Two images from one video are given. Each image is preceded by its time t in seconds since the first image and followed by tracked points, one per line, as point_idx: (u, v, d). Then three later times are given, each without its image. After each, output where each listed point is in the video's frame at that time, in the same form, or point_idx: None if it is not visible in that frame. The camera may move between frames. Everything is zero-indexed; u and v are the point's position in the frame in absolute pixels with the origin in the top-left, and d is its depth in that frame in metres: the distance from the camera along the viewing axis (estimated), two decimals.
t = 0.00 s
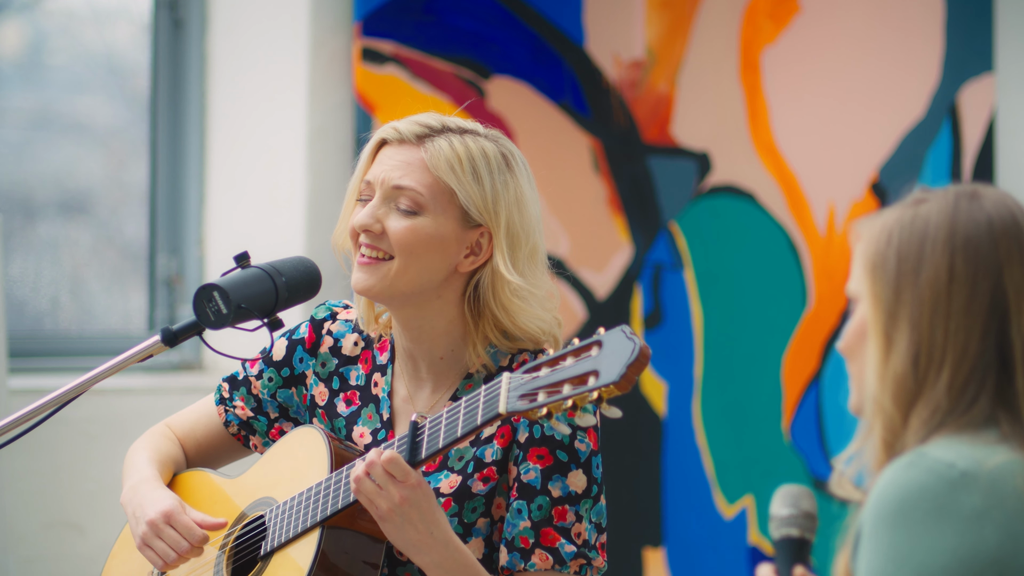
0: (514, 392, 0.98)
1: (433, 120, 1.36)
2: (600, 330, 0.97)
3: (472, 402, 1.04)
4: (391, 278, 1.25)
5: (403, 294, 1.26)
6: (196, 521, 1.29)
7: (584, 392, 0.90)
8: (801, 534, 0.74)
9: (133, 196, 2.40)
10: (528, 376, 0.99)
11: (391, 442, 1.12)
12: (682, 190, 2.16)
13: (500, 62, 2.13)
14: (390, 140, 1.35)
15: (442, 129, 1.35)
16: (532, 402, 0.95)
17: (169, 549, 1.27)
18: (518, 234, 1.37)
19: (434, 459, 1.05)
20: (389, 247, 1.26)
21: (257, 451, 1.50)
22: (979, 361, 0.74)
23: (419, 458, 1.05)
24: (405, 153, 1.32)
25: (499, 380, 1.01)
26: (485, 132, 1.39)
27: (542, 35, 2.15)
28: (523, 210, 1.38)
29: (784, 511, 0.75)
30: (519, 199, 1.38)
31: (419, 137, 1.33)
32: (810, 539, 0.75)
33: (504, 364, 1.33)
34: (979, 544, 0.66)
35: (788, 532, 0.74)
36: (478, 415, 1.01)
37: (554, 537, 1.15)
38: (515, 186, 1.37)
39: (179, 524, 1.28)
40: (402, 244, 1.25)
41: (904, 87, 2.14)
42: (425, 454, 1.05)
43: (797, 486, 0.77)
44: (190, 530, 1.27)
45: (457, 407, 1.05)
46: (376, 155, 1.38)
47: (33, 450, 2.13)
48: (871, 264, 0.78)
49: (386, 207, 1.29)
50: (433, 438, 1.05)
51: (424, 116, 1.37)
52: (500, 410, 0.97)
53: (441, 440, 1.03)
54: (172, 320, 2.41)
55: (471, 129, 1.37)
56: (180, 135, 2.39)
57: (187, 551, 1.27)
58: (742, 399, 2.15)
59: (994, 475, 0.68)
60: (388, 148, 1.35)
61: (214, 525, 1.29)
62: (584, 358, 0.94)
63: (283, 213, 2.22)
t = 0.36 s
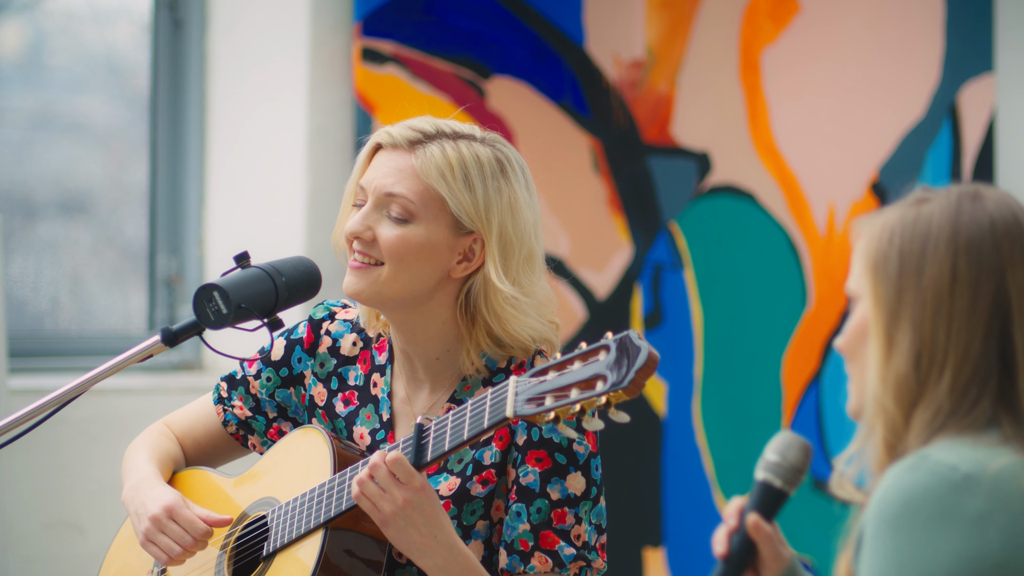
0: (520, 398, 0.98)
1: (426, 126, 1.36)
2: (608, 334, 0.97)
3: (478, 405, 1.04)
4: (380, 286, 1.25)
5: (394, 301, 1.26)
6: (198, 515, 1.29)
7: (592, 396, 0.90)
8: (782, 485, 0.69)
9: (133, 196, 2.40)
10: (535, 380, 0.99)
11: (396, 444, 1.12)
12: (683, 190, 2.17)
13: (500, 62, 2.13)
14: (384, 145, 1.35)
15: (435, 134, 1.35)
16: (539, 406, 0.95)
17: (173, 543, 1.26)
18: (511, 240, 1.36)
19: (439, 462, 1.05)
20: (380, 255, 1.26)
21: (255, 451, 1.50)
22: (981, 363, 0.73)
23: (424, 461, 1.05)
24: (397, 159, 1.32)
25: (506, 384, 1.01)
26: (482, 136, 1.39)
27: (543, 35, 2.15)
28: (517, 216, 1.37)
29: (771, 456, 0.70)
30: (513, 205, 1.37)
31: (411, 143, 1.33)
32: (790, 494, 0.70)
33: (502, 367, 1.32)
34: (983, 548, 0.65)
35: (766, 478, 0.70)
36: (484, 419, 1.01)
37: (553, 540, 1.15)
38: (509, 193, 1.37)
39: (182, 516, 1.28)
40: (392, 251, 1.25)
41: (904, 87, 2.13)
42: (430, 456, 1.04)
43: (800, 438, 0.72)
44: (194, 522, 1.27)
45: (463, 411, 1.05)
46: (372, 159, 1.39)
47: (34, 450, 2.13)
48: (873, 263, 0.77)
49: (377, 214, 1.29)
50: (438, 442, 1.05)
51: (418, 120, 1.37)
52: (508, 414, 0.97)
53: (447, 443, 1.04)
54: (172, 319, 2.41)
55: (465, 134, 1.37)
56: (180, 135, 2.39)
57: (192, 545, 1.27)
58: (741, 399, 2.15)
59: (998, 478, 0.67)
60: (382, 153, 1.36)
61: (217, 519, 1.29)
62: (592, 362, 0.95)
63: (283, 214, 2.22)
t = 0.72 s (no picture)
0: (515, 393, 0.98)
1: (409, 130, 1.35)
2: (603, 328, 0.96)
3: (474, 401, 1.04)
4: (359, 290, 1.26)
5: (376, 304, 1.27)
6: (193, 520, 1.29)
7: (587, 391, 0.90)
8: (777, 438, 0.71)
9: (133, 196, 2.40)
10: (529, 376, 0.99)
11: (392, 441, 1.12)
12: (683, 190, 2.17)
13: (500, 62, 2.13)
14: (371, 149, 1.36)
15: (419, 137, 1.34)
16: (534, 400, 0.95)
17: (166, 548, 1.27)
18: (491, 244, 1.33)
19: (435, 458, 1.05)
20: (360, 259, 1.27)
21: (252, 452, 1.50)
22: (972, 371, 0.73)
23: (420, 458, 1.05)
24: (379, 163, 1.32)
25: (501, 380, 1.02)
26: (469, 138, 1.37)
27: (543, 35, 2.15)
28: (500, 220, 1.34)
29: (770, 408, 0.72)
30: (494, 209, 1.34)
31: (394, 147, 1.33)
32: (782, 447, 0.72)
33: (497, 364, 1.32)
34: (979, 553, 0.65)
35: (759, 426, 0.72)
36: (480, 413, 1.01)
37: (545, 535, 1.15)
38: (490, 197, 1.34)
39: (177, 522, 1.27)
40: (370, 256, 1.26)
41: (905, 87, 2.13)
42: (426, 454, 1.05)
43: (803, 392, 0.73)
44: (189, 527, 1.27)
45: (458, 407, 1.05)
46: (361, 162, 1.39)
47: (34, 450, 2.13)
48: (865, 263, 0.77)
49: (360, 218, 1.29)
50: (434, 438, 1.05)
51: (405, 123, 1.37)
52: (503, 409, 0.97)
53: (442, 439, 1.04)
54: (172, 319, 2.41)
55: (449, 137, 1.36)
56: (180, 135, 2.40)
57: (185, 551, 1.26)
58: (738, 400, 2.15)
59: (992, 483, 0.67)
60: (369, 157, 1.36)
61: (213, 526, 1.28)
62: (586, 357, 0.94)
63: (283, 214, 2.22)
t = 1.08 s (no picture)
0: (514, 378, 0.98)
1: (395, 128, 1.35)
2: (599, 313, 0.96)
3: (471, 391, 1.03)
4: (349, 288, 1.26)
5: (368, 302, 1.27)
6: (190, 523, 1.30)
7: (585, 373, 0.90)
8: (776, 431, 0.71)
9: (133, 196, 2.40)
10: (527, 363, 0.99)
11: (390, 434, 1.12)
12: (683, 190, 2.16)
13: (500, 62, 2.13)
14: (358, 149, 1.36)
15: (404, 135, 1.34)
16: (533, 386, 0.95)
17: (164, 550, 1.27)
18: (480, 239, 1.32)
19: (433, 448, 1.05)
20: (349, 257, 1.27)
21: (247, 456, 1.51)
22: (964, 378, 0.73)
23: (418, 449, 1.05)
24: (367, 162, 1.33)
25: (498, 368, 1.01)
26: (453, 132, 1.37)
27: (542, 35, 2.15)
28: (488, 213, 1.33)
29: (770, 400, 0.71)
30: (482, 203, 1.33)
31: (380, 145, 1.33)
32: (782, 440, 0.72)
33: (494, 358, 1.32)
34: (971, 561, 0.65)
35: (758, 419, 0.71)
36: (478, 402, 1.01)
37: (546, 525, 1.15)
38: (476, 190, 1.33)
39: (173, 524, 1.29)
40: (359, 254, 1.26)
41: (905, 87, 2.13)
42: (425, 445, 1.05)
43: (804, 384, 0.72)
44: (184, 530, 1.28)
45: (456, 397, 1.05)
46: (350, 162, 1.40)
47: (34, 450, 2.13)
48: (859, 263, 0.76)
49: (351, 216, 1.30)
50: (432, 428, 1.05)
51: (390, 122, 1.37)
52: (501, 396, 0.97)
53: (440, 429, 1.04)
54: (172, 320, 2.41)
55: (435, 132, 1.36)
56: (180, 135, 2.40)
57: (182, 553, 1.27)
58: (735, 400, 2.15)
59: (986, 490, 0.67)
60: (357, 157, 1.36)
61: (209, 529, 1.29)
62: (584, 341, 0.94)
63: (283, 214, 2.22)
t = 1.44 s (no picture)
0: (503, 382, 0.98)
1: (398, 123, 1.35)
2: (589, 318, 0.97)
3: (462, 394, 1.03)
4: (363, 285, 1.25)
5: (380, 299, 1.26)
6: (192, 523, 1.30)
7: (573, 378, 0.90)
8: (763, 435, 0.71)
9: (133, 196, 2.40)
10: (516, 367, 0.99)
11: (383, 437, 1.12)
12: (683, 190, 2.16)
13: (500, 62, 2.13)
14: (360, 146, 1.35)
15: (407, 130, 1.34)
16: (522, 391, 0.95)
17: (167, 550, 1.27)
18: (490, 228, 1.33)
19: (425, 452, 1.05)
20: (360, 254, 1.26)
21: (247, 456, 1.51)
22: (960, 382, 0.73)
23: (410, 453, 1.05)
24: (372, 158, 1.32)
25: (489, 371, 1.01)
26: (454, 125, 1.37)
27: (542, 35, 2.15)
28: (496, 203, 1.34)
29: (757, 404, 0.72)
30: (490, 192, 1.34)
31: (384, 141, 1.33)
32: (770, 443, 0.72)
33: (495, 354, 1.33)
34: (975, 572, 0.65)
35: (746, 423, 0.72)
36: (468, 406, 1.01)
37: (551, 521, 1.15)
38: (484, 179, 1.34)
39: (176, 524, 1.28)
40: (371, 250, 1.25)
41: (905, 87, 2.13)
42: (416, 448, 1.04)
43: (792, 388, 0.72)
44: (188, 530, 1.28)
45: (447, 401, 1.05)
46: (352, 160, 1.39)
47: (34, 450, 2.13)
48: (853, 262, 0.76)
49: (359, 213, 1.29)
50: (423, 432, 1.05)
51: (390, 118, 1.37)
52: (491, 401, 0.97)
53: (431, 433, 1.03)
54: (172, 320, 2.41)
55: (437, 126, 1.36)
56: (180, 135, 2.39)
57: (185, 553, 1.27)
58: (734, 400, 2.15)
59: (988, 501, 0.67)
60: (360, 154, 1.36)
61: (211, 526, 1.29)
62: (572, 346, 0.94)
63: (283, 214, 2.23)
